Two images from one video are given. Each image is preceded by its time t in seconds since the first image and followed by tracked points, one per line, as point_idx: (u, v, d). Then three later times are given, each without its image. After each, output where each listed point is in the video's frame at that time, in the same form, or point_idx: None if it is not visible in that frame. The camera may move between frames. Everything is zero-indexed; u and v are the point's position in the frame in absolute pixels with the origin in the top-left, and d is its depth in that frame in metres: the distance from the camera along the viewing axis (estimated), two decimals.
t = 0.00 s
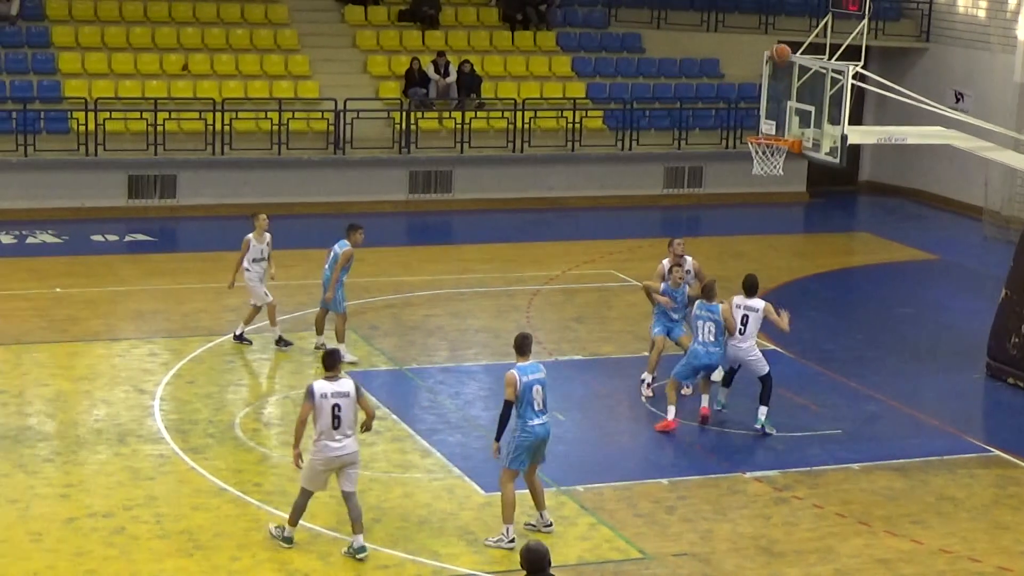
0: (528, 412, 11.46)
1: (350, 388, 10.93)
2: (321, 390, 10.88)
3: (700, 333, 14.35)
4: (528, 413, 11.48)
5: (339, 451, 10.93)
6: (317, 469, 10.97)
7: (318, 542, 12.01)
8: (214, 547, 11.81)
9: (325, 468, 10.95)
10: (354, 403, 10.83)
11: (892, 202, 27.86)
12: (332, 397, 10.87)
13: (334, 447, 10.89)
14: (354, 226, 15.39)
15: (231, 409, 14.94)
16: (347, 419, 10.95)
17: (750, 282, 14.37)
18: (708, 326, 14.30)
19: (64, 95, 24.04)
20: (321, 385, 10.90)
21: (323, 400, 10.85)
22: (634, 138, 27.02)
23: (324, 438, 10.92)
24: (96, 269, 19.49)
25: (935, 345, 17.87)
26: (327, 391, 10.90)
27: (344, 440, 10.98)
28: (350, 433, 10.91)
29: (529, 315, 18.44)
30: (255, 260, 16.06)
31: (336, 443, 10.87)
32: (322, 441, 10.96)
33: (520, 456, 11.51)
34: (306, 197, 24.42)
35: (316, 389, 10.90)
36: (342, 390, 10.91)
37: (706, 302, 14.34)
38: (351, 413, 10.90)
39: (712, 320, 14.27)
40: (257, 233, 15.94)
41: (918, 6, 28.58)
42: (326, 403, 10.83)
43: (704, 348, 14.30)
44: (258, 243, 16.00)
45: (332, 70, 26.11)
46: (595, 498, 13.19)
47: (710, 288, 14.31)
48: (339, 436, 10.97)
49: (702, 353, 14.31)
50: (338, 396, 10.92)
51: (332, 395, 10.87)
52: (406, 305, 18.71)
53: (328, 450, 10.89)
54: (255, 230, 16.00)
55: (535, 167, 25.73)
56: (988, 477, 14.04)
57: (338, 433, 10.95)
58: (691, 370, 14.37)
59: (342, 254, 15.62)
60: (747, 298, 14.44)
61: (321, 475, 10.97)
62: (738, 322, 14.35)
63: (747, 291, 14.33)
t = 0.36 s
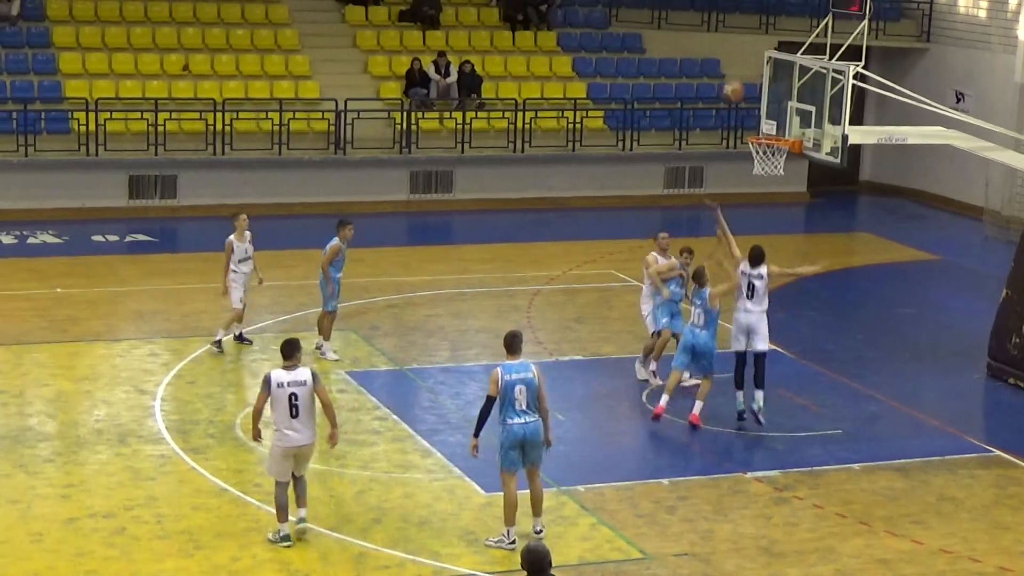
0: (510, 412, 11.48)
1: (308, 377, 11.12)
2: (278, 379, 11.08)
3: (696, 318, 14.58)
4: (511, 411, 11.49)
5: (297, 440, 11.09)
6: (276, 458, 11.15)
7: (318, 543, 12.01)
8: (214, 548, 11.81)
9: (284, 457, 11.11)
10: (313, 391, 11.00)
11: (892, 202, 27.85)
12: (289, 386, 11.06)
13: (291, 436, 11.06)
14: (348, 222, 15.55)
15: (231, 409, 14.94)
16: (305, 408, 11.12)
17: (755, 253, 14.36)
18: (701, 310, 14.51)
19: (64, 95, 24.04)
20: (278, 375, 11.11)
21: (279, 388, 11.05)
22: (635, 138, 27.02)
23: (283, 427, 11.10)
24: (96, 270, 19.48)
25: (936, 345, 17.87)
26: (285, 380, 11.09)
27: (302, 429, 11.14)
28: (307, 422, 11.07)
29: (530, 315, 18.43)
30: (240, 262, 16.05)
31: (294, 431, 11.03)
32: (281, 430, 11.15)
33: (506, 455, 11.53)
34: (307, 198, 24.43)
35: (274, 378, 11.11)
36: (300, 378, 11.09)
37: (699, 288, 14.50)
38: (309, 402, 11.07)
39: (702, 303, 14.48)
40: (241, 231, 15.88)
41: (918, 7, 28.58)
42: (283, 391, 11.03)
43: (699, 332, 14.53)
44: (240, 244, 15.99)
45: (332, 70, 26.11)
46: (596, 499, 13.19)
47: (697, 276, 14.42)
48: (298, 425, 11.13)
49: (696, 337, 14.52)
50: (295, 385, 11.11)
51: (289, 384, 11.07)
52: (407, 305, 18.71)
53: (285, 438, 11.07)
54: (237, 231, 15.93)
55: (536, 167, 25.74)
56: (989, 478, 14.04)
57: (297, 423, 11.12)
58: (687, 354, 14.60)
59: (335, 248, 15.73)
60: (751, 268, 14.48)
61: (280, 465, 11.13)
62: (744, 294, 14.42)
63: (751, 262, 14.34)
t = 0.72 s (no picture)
0: (515, 412, 11.48)
1: (285, 375, 11.18)
2: (257, 373, 11.18)
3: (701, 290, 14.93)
4: (515, 412, 11.50)
5: (271, 436, 11.19)
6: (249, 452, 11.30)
7: (321, 543, 12.01)
8: (216, 548, 11.81)
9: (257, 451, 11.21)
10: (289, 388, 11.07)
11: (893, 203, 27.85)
12: (266, 382, 11.14)
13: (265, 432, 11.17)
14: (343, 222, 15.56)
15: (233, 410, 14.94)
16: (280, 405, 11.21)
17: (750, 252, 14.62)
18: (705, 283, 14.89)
19: (66, 96, 24.05)
20: (256, 370, 11.19)
21: (257, 383, 11.15)
22: (636, 138, 27.03)
23: (257, 421, 11.21)
24: (97, 271, 19.49)
25: (938, 346, 17.87)
26: (263, 376, 11.18)
27: (277, 425, 11.23)
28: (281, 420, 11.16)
29: (531, 316, 18.43)
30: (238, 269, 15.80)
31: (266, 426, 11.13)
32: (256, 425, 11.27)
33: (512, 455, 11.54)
34: (309, 199, 24.45)
35: (252, 373, 11.21)
36: (278, 375, 11.17)
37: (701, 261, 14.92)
38: (285, 399, 11.16)
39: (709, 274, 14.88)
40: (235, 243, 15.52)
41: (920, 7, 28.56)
42: (259, 386, 11.12)
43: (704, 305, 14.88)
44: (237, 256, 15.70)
45: (333, 71, 26.13)
46: (597, 499, 13.19)
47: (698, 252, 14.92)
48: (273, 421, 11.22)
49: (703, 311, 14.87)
50: (272, 381, 11.19)
51: (266, 380, 11.15)
52: (408, 305, 18.72)
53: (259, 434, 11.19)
54: (231, 242, 15.54)
55: (537, 168, 25.75)
56: (990, 478, 14.04)
57: (272, 418, 11.22)
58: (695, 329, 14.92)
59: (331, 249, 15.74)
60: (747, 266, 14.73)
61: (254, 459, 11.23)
62: (739, 290, 14.69)
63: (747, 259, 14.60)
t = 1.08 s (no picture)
0: (521, 413, 11.22)
1: (263, 360, 11.37)
2: (235, 358, 11.40)
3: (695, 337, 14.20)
4: (520, 416, 11.24)
5: (246, 419, 11.33)
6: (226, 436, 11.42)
7: (319, 547, 11.79)
8: (213, 552, 11.59)
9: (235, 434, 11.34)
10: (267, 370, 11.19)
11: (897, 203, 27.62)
12: (242, 366, 11.35)
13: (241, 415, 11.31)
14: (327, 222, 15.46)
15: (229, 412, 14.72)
16: (257, 389, 11.37)
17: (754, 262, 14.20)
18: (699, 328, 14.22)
19: (61, 93, 23.85)
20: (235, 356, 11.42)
21: (234, 366, 11.36)
22: (639, 136, 26.81)
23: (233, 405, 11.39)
24: (92, 271, 19.27)
25: (945, 347, 17.63)
26: (242, 360, 11.39)
27: (254, 410, 11.37)
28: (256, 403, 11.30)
29: (533, 317, 18.20)
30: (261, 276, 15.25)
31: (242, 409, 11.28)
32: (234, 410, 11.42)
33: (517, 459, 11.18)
34: (308, 198, 24.24)
35: (233, 357, 11.43)
36: (255, 360, 11.38)
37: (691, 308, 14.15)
38: (261, 383, 11.32)
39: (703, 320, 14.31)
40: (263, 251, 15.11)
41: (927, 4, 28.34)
42: (236, 369, 11.32)
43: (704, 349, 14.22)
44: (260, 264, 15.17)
45: (331, 67, 25.93)
46: (600, 502, 12.97)
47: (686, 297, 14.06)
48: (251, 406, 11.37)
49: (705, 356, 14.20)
50: (251, 366, 11.38)
51: (244, 364, 11.35)
52: (408, 305, 18.49)
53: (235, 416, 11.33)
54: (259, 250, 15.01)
55: (539, 166, 25.53)
56: (999, 481, 13.80)
57: (249, 402, 11.37)
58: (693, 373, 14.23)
59: (310, 249, 15.61)
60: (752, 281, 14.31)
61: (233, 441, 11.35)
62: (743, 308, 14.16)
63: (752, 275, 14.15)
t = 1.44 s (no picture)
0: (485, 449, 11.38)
1: (242, 363, 11.43)
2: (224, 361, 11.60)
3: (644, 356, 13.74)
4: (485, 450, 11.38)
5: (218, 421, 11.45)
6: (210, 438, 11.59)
7: (316, 551, 11.61)
8: (209, 556, 11.41)
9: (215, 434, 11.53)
10: (222, 374, 11.25)
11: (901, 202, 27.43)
12: (224, 367, 11.51)
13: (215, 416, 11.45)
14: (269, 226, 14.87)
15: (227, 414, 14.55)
16: (234, 391, 11.45)
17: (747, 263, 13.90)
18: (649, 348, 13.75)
19: (56, 91, 23.67)
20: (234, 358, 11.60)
21: (219, 368, 11.55)
22: (641, 135, 26.61)
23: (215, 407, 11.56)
24: (89, 271, 19.10)
25: (951, 349, 17.44)
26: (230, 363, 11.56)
27: (229, 412, 11.45)
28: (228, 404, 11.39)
29: (534, 318, 18.02)
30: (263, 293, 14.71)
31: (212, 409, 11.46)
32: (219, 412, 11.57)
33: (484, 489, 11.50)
34: (307, 198, 24.06)
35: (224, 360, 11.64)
36: (236, 362, 11.47)
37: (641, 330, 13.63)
38: (232, 385, 11.39)
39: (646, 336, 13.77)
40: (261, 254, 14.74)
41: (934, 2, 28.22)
42: (216, 371, 11.51)
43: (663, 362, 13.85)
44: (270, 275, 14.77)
45: (330, 65, 25.74)
46: (602, 505, 12.79)
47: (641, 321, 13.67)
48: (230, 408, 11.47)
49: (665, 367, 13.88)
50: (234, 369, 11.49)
51: (225, 366, 11.51)
52: (407, 306, 18.32)
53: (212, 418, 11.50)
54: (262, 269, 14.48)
55: (539, 166, 25.33)
56: (1005, 484, 13.62)
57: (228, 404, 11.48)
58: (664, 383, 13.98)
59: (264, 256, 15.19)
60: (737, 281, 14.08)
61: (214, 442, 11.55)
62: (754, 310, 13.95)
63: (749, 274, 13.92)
